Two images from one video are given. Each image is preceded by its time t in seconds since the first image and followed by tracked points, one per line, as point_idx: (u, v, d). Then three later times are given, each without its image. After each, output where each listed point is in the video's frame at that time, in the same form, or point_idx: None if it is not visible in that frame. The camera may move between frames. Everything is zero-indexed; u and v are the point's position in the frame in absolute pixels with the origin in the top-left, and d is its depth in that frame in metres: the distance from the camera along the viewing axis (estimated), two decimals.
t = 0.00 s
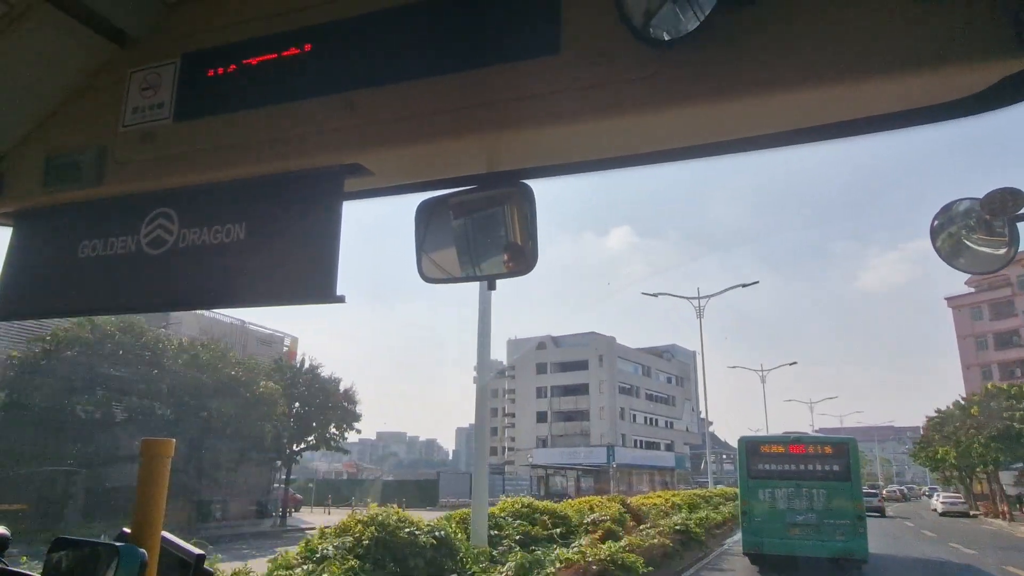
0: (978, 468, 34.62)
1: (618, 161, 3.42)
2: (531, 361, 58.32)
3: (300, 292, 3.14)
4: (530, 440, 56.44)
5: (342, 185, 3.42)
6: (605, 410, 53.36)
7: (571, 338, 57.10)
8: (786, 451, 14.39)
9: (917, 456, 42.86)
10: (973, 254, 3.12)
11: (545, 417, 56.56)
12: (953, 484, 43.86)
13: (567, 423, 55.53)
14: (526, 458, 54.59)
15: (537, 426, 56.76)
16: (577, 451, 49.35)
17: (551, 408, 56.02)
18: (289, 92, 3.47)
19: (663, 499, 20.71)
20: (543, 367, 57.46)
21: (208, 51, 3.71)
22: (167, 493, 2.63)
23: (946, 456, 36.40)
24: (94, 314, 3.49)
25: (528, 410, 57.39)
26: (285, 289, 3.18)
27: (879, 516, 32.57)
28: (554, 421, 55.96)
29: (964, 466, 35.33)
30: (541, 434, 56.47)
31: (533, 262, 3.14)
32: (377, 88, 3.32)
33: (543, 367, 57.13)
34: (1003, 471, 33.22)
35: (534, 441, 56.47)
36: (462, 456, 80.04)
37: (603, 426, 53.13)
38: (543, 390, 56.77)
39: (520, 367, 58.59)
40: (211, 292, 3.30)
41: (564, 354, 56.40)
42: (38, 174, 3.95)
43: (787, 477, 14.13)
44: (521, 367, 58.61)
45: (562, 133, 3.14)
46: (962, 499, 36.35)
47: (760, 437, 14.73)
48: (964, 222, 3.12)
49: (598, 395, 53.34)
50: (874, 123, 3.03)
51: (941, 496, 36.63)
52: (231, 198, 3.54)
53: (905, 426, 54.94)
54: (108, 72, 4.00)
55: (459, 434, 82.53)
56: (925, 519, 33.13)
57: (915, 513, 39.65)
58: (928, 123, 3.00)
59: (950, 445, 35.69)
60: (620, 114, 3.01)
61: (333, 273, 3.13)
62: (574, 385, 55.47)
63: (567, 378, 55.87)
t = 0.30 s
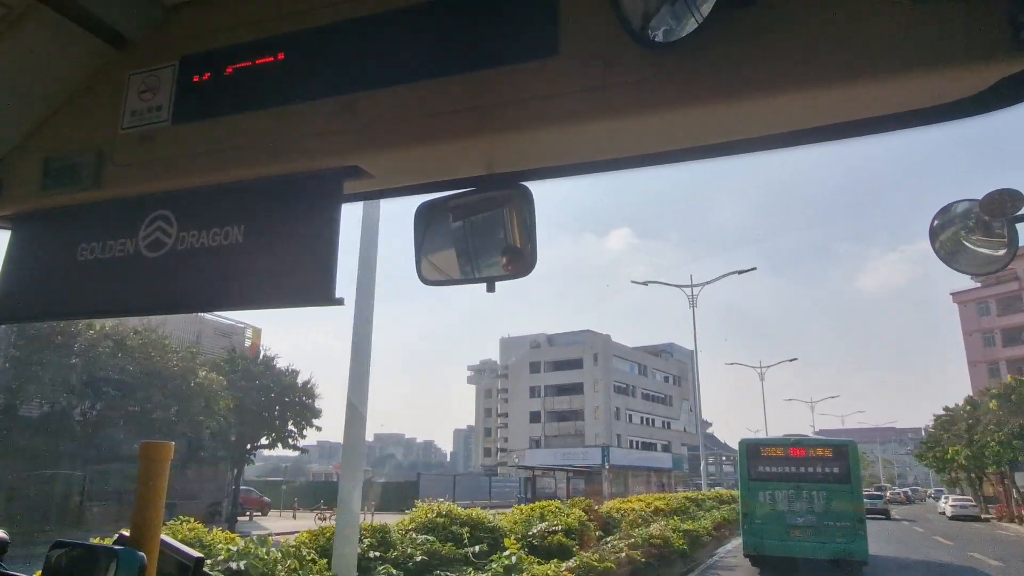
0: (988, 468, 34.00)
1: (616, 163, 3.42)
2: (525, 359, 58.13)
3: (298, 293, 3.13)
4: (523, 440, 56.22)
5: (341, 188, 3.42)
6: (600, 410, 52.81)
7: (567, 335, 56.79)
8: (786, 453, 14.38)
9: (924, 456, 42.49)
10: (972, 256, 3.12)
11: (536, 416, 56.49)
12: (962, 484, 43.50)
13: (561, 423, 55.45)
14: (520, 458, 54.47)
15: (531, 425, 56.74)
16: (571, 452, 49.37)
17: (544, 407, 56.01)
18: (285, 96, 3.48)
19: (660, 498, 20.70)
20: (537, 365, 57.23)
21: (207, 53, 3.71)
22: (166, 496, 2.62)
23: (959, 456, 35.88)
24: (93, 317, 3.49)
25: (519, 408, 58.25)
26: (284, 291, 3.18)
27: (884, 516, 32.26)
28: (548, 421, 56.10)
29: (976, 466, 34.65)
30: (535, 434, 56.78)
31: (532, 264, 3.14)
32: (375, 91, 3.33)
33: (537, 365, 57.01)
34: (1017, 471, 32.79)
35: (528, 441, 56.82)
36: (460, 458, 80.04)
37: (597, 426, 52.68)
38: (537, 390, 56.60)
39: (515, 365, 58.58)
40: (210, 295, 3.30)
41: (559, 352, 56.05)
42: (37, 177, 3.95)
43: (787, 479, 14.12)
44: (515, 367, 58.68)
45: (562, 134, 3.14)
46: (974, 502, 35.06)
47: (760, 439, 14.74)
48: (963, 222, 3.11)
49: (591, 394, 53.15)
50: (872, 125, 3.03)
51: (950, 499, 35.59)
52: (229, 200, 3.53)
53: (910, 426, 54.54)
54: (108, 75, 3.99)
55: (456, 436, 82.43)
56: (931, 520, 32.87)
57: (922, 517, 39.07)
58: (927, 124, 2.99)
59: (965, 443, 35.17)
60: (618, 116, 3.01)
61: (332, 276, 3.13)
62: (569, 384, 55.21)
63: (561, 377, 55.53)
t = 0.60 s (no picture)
0: (999, 467, 33.30)
1: (617, 163, 3.41)
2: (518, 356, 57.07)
3: (298, 295, 3.13)
4: (516, 440, 55.49)
5: (342, 189, 3.42)
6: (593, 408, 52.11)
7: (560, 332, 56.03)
8: (787, 453, 14.40)
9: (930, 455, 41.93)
10: (974, 255, 3.12)
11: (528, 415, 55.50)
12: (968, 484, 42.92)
13: (554, 422, 54.26)
14: (515, 458, 54.14)
15: (523, 425, 55.61)
16: (565, 451, 49.23)
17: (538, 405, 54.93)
18: (285, 97, 3.47)
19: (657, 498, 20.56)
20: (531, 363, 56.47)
21: (208, 54, 3.70)
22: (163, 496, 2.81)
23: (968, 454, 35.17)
24: (92, 319, 3.48)
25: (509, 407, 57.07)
26: (284, 292, 3.17)
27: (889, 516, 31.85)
28: (542, 420, 54.93)
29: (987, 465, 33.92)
30: (528, 433, 55.28)
31: (532, 264, 3.14)
32: (375, 91, 3.32)
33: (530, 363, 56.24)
34: None
35: (521, 442, 55.42)
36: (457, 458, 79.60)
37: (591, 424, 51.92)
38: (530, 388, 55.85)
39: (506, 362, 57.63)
40: (209, 297, 3.29)
41: (553, 350, 55.25)
42: (38, 179, 3.93)
43: (788, 480, 14.11)
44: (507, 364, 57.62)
45: (563, 134, 3.13)
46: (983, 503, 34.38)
47: (761, 440, 14.74)
48: (964, 222, 3.12)
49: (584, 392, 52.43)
50: (873, 125, 3.03)
51: (962, 499, 32.65)
52: (229, 201, 3.53)
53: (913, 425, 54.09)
54: (110, 77, 3.99)
55: (455, 436, 81.92)
56: (938, 521, 32.30)
57: (927, 517, 38.50)
58: (929, 124, 2.99)
59: (976, 441, 34.34)
60: (619, 116, 3.01)
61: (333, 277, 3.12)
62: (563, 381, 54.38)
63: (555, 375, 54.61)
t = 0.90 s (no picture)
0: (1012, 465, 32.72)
1: (619, 163, 3.41)
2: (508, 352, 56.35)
3: (300, 294, 3.13)
4: (509, 439, 55.29)
5: (342, 190, 3.41)
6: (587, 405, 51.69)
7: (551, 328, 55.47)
8: (787, 453, 14.43)
9: (939, 453, 41.49)
10: (975, 253, 3.12)
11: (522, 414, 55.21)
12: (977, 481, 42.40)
13: (547, 420, 53.93)
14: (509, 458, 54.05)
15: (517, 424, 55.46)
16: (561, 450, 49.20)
17: (530, 404, 54.49)
18: (285, 98, 3.47)
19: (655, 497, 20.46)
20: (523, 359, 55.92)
21: (209, 56, 3.71)
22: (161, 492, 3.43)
23: (981, 451, 34.65)
24: (93, 319, 3.48)
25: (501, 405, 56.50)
26: (284, 291, 3.17)
27: (895, 515, 31.61)
28: (534, 418, 54.42)
29: (1000, 462, 33.34)
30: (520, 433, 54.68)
31: (533, 264, 3.14)
32: (376, 91, 3.32)
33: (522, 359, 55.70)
34: None
35: (513, 441, 55.02)
36: (455, 458, 79.31)
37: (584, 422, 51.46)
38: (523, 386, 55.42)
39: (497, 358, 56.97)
40: (210, 297, 3.29)
41: (546, 347, 54.75)
42: (38, 183, 3.92)
43: (789, 480, 14.13)
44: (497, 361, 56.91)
45: (564, 133, 3.13)
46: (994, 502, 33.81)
47: (762, 440, 14.74)
48: (965, 221, 3.13)
49: (579, 389, 52.11)
50: (875, 124, 3.03)
51: (974, 498, 31.41)
52: (230, 201, 3.52)
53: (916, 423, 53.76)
54: (109, 78, 3.98)
55: (453, 435, 81.60)
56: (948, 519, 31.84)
57: (935, 517, 38.16)
58: (930, 122, 2.98)
59: (988, 437, 33.91)
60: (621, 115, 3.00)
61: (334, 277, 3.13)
62: (557, 379, 53.89)
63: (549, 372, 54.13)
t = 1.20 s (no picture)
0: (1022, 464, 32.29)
1: (620, 163, 3.41)
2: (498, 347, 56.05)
3: (300, 296, 3.13)
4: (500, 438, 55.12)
5: (342, 191, 3.41)
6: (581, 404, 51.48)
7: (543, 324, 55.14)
8: (787, 453, 14.43)
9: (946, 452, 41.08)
10: (975, 254, 3.11)
11: (513, 412, 55.07)
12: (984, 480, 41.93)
13: (540, 418, 53.77)
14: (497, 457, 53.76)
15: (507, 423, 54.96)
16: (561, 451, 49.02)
17: (522, 402, 54.28)
18: (286, 100, 3.47)
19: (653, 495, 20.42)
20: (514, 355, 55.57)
21: (209, 57, 3.70)
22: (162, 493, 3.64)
23: (991, 448, 34.19)
24: (94, 323, 3.48)
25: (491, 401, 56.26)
26: (285, 294, 3.17)
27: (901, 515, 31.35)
28: (526, 417, 54.59)
29: (1010, 461, 32.91)
30: (512, 432, 54.61)
31: (533, 265, 3.14)
32: (376, 93, 3.32)
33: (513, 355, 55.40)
34: None
35: (505, 439, 54.99)
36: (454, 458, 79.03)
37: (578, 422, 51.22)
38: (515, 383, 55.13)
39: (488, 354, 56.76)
40: (209, 298, 3.29)
41: (538, 343, 53.90)
42: (39, 185, 3.92)
43: (789, 480, 14.12)
44: (488, 357, 56.20)
45: (565, 135, 3.13)
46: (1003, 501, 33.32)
47: (762, 440, 14.74)
48: (965, 221, 3.13)
49: (572, 387, 51.85)
50: (875, 125, 3.03)
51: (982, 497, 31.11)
52: (230, 203, 3.52)
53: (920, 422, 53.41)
54: (109, 80, 3.98)
55: (451, 434, 81.20)
56: (956, 520, 31.49)
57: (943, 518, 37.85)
58: (931, 123, 2.98)
59: (1001, 434, 33.29)
60: (623, 116, 3.00)
61: (334, 280, 3.12)
62: (550, 376, 53.57)
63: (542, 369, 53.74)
